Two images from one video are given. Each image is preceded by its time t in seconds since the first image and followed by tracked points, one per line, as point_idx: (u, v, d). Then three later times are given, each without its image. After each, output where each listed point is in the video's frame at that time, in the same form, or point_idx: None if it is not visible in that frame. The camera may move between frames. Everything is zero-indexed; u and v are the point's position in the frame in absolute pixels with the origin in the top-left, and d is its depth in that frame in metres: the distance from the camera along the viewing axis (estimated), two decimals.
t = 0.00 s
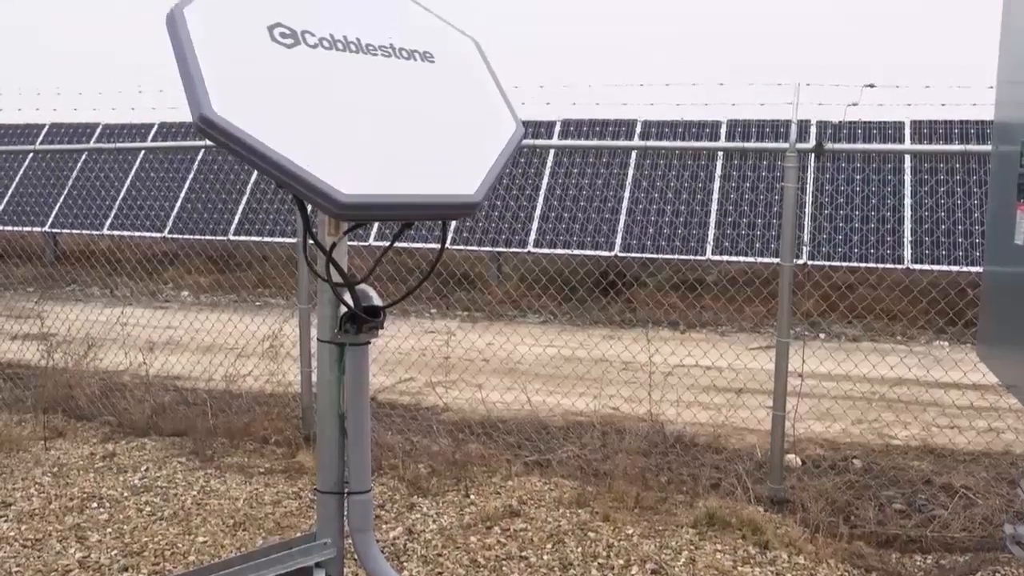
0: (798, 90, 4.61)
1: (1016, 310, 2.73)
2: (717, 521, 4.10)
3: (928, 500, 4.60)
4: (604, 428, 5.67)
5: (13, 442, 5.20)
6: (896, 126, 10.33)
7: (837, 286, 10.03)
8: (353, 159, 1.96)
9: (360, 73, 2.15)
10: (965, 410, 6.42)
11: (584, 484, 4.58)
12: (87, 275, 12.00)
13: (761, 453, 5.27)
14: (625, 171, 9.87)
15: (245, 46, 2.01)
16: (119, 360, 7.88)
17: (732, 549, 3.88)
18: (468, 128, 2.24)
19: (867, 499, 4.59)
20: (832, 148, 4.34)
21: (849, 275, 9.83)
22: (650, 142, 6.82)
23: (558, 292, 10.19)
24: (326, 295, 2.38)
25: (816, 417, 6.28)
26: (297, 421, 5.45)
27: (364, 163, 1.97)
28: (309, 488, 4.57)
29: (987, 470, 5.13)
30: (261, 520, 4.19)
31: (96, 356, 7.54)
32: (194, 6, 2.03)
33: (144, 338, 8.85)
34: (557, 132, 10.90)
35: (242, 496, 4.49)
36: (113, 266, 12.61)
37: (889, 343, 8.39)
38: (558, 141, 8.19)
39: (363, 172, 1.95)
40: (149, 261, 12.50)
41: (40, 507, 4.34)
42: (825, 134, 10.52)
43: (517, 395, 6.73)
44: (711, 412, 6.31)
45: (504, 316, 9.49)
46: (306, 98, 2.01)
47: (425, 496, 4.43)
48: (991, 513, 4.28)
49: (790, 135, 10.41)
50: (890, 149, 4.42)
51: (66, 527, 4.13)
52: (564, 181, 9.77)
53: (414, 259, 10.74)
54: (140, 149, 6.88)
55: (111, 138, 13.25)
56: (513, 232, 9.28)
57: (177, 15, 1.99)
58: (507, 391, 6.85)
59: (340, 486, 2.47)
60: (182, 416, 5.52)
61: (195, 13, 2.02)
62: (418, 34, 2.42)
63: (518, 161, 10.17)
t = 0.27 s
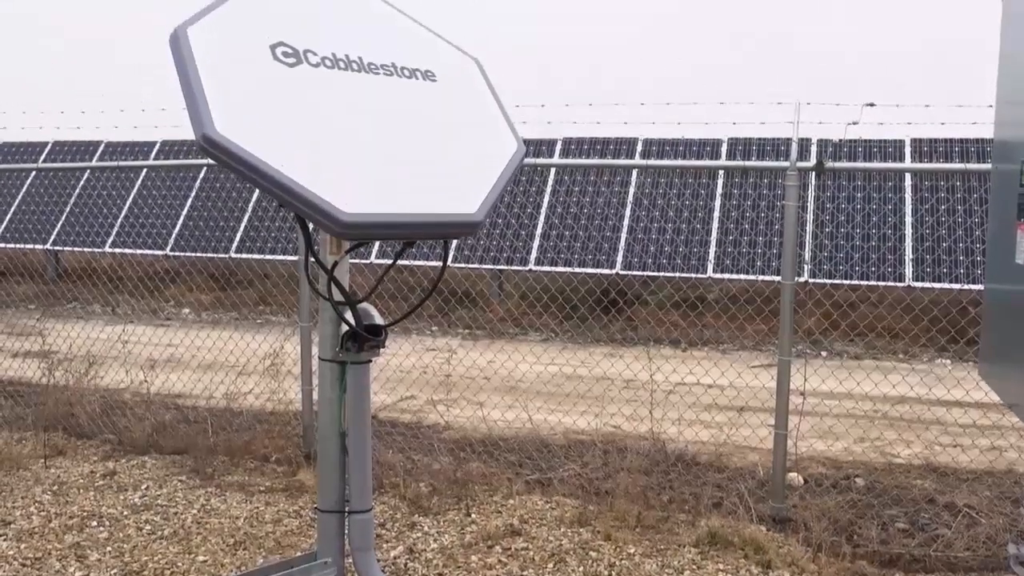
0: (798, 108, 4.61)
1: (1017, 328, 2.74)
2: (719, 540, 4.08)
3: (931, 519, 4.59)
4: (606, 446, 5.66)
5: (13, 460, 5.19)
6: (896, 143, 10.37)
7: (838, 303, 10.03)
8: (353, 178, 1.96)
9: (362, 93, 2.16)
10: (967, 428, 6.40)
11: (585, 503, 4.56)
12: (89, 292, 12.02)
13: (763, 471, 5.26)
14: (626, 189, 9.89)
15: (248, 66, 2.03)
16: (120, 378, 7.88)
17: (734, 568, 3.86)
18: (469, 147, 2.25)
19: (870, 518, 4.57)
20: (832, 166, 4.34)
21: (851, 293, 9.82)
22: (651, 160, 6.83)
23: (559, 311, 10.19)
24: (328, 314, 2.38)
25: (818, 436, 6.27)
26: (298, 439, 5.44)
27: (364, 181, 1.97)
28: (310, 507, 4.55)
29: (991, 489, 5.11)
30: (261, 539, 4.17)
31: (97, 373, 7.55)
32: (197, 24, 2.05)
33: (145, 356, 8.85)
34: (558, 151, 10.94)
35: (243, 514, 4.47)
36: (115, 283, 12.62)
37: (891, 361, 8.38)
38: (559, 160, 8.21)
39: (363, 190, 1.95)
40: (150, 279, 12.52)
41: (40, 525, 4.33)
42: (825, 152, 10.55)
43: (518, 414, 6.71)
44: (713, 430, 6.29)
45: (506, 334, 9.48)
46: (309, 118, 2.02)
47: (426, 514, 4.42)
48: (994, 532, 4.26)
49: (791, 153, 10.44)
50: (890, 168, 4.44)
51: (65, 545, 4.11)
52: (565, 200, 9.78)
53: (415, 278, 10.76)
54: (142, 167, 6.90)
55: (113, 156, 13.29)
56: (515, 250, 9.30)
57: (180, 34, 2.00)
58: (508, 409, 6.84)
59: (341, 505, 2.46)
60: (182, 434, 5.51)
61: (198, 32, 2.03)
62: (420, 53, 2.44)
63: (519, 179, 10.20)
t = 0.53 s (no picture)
0: (799, 123, 4.61)
1: (1016, 343, 2.75)
2: (720, 555, 4.07)
3: (933, 534, 4.57)
4: (606, 461, 5.65)
5: (12, 474, 5.17)
6: (896, 157, 10.39)
7: (839, 318, 10.04)
8: (355, 194, 1.97)
9: (362, 108, 2.17)
10: (969, 442, 6.38)
11: (586, 518, 4.55)
12: (90, 306, 12.03)
13: (764, 486, 5.24)
14: (627, 203, 9.91)
15: (249, 81, 2.04)
16: (121, 392, 7.87)
17: None
18: (469, 161, 2.26)
19: (872, 533, 4.56)
20: (831, 180, 4.32)
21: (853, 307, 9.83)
22: (652, 174, 6.82)
23: (560, 325, 10.21)
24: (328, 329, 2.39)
25: (819, 450, 6.25)
26: (298, 453, 5.43)
27: (366, 197, 1.98)
28: (310, 521, 4.55)
29: (992, 503, 5.10)
30: (261, 554, 4.16)
31: (97, 387, 7.54)
32: (199, 41, 2.05)
33: (145, 369, 8.85)
34: (559, 165, 10.97)
35: (242, 529, 4.46)
36: (115, 296, 12.64)
37: (892, 375, 8.36)
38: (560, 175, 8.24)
39: (365, 205, 1.96)
40: (152, 292, 12.54)
41: (39, 540, 4.32)
42: (826, 166, 10.58)
43: (518, 428, 6.70)
44: (714, 444, 6.28)
45: (506, 348, 9.48)
46: (310, 133, 2.03)
47: (426, 529, 4.41)
48: (996, 547, 4.25)
49: (791, 167, 10.46)
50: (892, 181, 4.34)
51: (64, 560, 4.10)
52: (567, 214, 9.79)
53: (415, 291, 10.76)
54: (144, 180, 6.91)
55: (114, 170, 13.33)
56: (516, 264, 9.31)
57: (183, 50, 2.01)
58: (509, 424, 6.82)
59: (341, 520, 2.46)
60: (183, 448, 5.50)
61: (200, 47, 2.04)
62: (420, 68, 2.45)
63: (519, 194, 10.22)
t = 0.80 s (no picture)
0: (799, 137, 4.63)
1: (1017, 359, 2.75)
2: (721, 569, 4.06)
3: (935, 548, 4.56)
4: (607, 474, 5.64)
5: (11, 488, 5.16)
6: (896, 170, 10.41)
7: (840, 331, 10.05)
8: (355, 208, 1.97)
9: (363, 121, 2.18)
10: (971, 456, 6.37)
11: (587, 532, 4.53)
12: (90, 318, 12.03)
13: (765, 499, 5.23)
14: (627, 216, 9.92)
15: (251, 95, 2.05)
16: (121, 406, 7.86)
17: None
18: (470, 175, 2.26)
19: (873, 547, 4.55)
20: (832, 194, 4.32)
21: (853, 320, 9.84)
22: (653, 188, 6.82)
23: (560, 338, 10.21)
24: (329, 342, 2.39)
25: (820, 464, 6.24)
26: (298, 467, 5.42)
27: (365, 210, 1.98)
28: (309, 535, 4.53)
29: (994, 517, 5.08)
30: (260, 568, 4.15)
31: (97, 400, 7.53)
32: (201, 55, 2.07)
33: (145, 382, 8.84)
34: (559, 178, 11.00)
35: (242, 543, 4.45)
36: (115, 309, 12.65)
37: (892, 389, 8.35)
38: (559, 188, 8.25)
39: (364, 219, 1.96)
40: (152, 305, 12.55)
41: (37, 553, 4.30)
42: (826, 179, 10.60)
43: (518, 441, 6.69)
44: (715, 458, 6.26)
45: (507, 361, 9.48)
46: (311, 147, 2.04)
47: (427, 543, 4.40)
48: (998, 561, 4.24)
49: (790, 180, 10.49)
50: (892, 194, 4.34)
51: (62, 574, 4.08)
52: (567, 227, 9.80)
53: (415, 305, 10.77)
54: (144, 194, 6.92)
55: (115, 183, 13.37)
56: (516, 277, 9.31)
57: (184, 65, 2.02)
58: (510, 437, 6.81)
59: (341, 534, 2.44)
60: (182, 461, 5.49)
61: (202, 62, 2.05)
62: (421, 82, 2.46)
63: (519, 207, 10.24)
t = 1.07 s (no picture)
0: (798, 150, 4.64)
1: (1017, 375, 2.75)
2: None
3: (937, 564, 4.54)
4: (608, 489, 5.63)
5: (11, 503, 5.15)
6: (896, 185, 10.44)
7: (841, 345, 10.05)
8: (356, 223, 1.98)
9: (364, 136, 2.19)
10: (973, 471, 6.36)
11: (588, 547, 4.52)
12: (90, 333, 12.04)
13: (767, 515, 5.21)
14: (628, 231, 9.93)
15: (253, 109, 2.06)
16: (121, 420, 7.85)
17: None
18: (471, 190, 2.27)
19: (875, 562, 4.54)
20: (832, 207, 4.31)
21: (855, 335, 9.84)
22: (654, 203, 6.82)
23: (560, 353, 10.23)
24: (329, 357, 2.39)
25: (822, 479, 6.23)
26: (298, 481, 5.41)
27: (367, 226, 1.99)
28: (310, 550, 4.52)
29: (997, 532, 5.07)
30: None
31: (97, 414, 7.52)
32: (204, 71, 2.08)
33: (146, 397, 8.83)
34: (559, 193, 11.03)
35: (242, 558, 4.44)
36: (115, 323, 12.67)
37: (894, 403, 8.34)
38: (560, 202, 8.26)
39: (365, 234, 1.97)
40: (153, 319, 12.57)
41: (36, 569, 4.29)
42: (826, 194, 10.62)
43: (519, 456, 6.68)
44: (716, 473, 6.25)
45: (507, 376, 9.47)
46: (312, 161, 2.05)
47: (428, 558, 4.38)
48: None
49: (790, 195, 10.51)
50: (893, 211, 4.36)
51: None
52: (567, 241, 9.84)
53: (415, 319, 10.77)
54: (145, 209, 6.92)
55: (117, 197, 13.40)
56: (517, 292, 9.31)
57: (187, 80, 2.04)
58: (510, 452, 6.80)
59: (341, 549, 2.44)
60: (182, 476, 5.49)
61: (203, 77, 2.07)
62: (422, 97, 2.48)
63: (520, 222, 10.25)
